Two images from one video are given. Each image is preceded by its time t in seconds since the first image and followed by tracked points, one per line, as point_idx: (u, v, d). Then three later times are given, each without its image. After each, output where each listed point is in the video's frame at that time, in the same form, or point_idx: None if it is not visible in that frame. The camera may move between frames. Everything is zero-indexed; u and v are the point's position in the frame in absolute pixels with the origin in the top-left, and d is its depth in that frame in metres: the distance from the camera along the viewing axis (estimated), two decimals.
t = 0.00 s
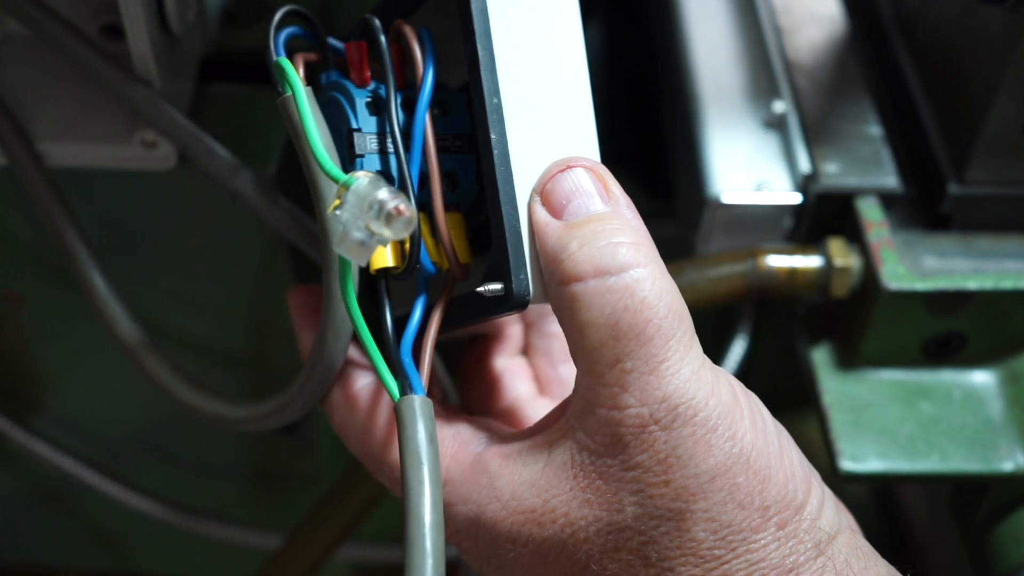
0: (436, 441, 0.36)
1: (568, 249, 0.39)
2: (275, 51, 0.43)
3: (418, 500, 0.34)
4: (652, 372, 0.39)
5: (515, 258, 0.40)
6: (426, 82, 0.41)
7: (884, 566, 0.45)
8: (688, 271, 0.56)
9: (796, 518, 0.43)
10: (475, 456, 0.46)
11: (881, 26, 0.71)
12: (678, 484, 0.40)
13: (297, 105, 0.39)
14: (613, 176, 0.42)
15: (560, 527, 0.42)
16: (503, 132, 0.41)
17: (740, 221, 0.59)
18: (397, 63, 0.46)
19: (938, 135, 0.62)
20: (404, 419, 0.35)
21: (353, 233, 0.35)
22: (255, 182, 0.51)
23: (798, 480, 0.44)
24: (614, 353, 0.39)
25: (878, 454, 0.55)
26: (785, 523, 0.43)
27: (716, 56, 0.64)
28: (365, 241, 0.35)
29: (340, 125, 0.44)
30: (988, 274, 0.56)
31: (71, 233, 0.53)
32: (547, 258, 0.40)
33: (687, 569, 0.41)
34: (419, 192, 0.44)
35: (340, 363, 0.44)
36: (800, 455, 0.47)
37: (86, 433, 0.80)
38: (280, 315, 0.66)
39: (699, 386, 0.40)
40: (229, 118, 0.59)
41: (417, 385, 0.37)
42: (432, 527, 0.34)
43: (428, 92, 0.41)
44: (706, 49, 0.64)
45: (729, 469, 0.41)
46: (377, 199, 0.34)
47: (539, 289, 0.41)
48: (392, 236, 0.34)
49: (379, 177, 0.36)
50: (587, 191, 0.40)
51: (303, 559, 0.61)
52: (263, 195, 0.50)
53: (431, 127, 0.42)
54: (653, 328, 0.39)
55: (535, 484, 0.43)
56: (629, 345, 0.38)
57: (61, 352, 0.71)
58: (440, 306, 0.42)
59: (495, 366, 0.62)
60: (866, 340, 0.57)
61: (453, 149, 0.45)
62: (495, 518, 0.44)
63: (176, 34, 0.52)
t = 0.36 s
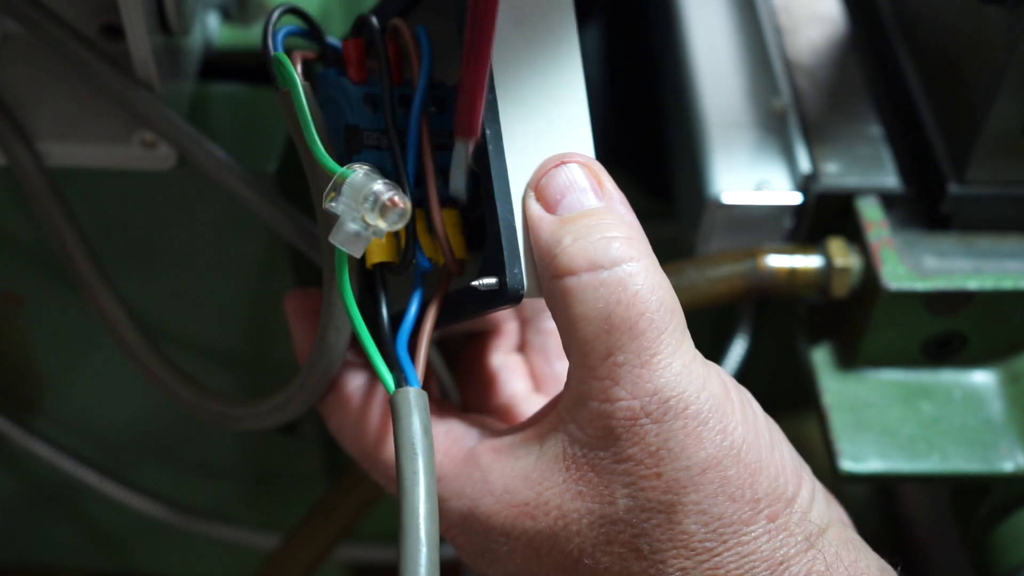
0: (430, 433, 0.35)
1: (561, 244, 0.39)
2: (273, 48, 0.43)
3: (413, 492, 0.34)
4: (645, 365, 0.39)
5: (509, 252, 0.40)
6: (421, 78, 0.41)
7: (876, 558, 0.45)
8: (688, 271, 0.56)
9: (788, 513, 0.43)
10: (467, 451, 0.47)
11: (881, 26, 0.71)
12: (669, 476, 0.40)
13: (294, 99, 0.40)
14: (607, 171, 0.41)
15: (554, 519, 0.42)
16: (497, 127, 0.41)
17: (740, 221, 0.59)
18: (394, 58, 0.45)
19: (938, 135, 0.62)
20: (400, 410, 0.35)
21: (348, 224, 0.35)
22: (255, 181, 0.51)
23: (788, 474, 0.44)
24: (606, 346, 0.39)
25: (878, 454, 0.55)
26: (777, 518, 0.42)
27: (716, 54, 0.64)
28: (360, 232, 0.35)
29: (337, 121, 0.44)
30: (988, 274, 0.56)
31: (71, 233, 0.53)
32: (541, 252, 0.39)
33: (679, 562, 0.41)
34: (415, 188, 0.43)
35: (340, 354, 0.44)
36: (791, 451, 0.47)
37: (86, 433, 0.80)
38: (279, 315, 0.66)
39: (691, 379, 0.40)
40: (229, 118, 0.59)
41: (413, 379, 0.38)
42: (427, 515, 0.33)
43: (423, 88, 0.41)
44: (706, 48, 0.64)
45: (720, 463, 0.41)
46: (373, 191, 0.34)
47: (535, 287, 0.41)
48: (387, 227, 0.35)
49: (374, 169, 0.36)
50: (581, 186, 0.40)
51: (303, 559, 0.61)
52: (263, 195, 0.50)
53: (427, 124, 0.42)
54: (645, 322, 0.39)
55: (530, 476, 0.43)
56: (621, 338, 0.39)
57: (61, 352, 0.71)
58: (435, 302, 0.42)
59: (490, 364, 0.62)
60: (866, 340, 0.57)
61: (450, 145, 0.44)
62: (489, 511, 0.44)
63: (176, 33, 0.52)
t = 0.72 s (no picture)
0: (427, 437, 0.35)
1: (559, 249, 0.39)
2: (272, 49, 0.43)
3: (409, 497, 0.34)
4: (641, 370, 0.39)
5: (507, 257, 0.40)
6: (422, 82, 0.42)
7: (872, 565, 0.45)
8: (688, 270, 0.56)
9: (786, 519, 0.43)
10: (462, 456, 0.46)
11: (881, 26, 0.71)
12: (666, 482, 0.40)
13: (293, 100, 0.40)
14: (606, 176, 0.41)
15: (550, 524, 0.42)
16: (496, 131, 0.41)
17: (741, 221, 0.59)
18: (393, 60, 0.45)
19: (939, 134, 0.62)
20: (396, 414, 0.35)
21: (345, 229, 0.35)
22: (254, 182, 0.50)
23: (786, 480, 0.44)
24: (603, 352, 0.39)
25: (879, 454, 0.55)
26: (775, 524, 0.42)
27: (716, 55, 0.64)
28: (357, 237, 0.35)
29: (337, 122, 0.44)
30: (988, 274, 0.56)
31: (71, 233, 0.53)
32: (539, 256, 0.39)
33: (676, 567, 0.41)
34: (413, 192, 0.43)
35: (339, 355, 0.44)
36: (789, 456, 0.47)
37: (86, 433, 0.80)
38: (279, 315, 0.65)
39: (688, 386, 0.40)
40: (229, 118, 0.59)
41: (410, 383, 0.37)
42: (423, 519, 0.34)
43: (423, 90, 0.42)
44: (706, 48, 0.64)
45: (717, 469, 0.41)
46: (370, 196, 0.34)
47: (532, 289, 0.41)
48: (383, 232, 0.35)
49: (371, 173, 0.36)
50: (580, 191, 0.40)
51: (303, 560, 0.61)
52: (262, 195, 0.50)
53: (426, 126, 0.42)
54: (643, 328, 0.39)
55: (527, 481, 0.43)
56: (618, 344, 0.38)
57: (61, 352, 0.71)
58: (434, 304, 0.42)
59: (491, 365, 0.62)
60: (866, 340, 0.57)
61: (448, 149, 0.44)
62: (486, 515, 0.44)
63: (176, 33, 0.52)
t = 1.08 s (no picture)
0: (423, 444, 0.35)
1: (557, 255, 0.38)
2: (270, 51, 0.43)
3: (403, 503, 0.34)
4: (638, 378, 0.39)
5: (503, 264, 0.40)
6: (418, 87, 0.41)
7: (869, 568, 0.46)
8: (688, 271, 0.56)
9: (784, 525, 0.43)
10: (459, 460, 0.46)
11: (881, 26, 0.71)
12: (663, 490, 0.40)
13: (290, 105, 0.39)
14: (603, 181, 0.41)
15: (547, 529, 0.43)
16: (493, 134, 0.40)
17: (741, 221, 0.59)
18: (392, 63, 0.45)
19: (939, 134, 0.62)
20: (392, 420, 0.35)
21: (341, 235, 0.35)
22: (254, 181, 0.50)
23: (783, 486, 0.44)
24: (600, 359, 0.39)
25: (878, 454, 0.55)
26: (772, 530, 0.42)
27: (715, 55, 0.64)
28: (353, 243, 0.35)
29: (335, 125, 0.44)
30: (988, 274, 0.56)
31: (71, 233, 0.53)
32: (536, 262, 0.39)
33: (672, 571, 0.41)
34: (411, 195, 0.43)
35: (336, 359, 0.44)
36: (786, 461, 0.47)
37: (86, 433, 0.80)
38: (279, 315, 0.66)
39: (686, 393, 0.40)
40: (229, 118, 0.59)
41: (406, 387, 0.37)
42: (417, 526, 0.34)
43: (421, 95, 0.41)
44: (706, 49, 0.64)
45: (715, 477, 0.41)
46: (365, 203, 0.34)
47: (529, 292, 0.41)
48: (378, 239, 0.35)
49: (367, 178, 0.36)
50: (577, 196, 0.40)
51: (303, 560, 0.61)
52: (262, 195, 0.50)
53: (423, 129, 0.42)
54: (641, 337, 0.38)
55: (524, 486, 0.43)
56: (615, 351, 0.38)
57: (61, 352, 0.72)
58: (430, 309, 0.42)
59: (490, 368, 0.62)
60: (866, 340, 0.57)
61: (446, 151, 0.44)
62: (483, 519, 0.45)
63: (176, 33, 0.52)
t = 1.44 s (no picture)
0: (424, 432, 0.35)
1: (563, 251, 0.39)
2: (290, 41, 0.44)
3: (404, 492, 0.34)
4: (643, 374, 0.39)
5: (511, 258, 0.40)
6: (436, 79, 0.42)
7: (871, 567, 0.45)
8: (688, 270, 0.56)
9: (787, 523, 0.43)
10: (462, 455, 0.46)
11: (881, 27, 0.71)
12: (667, 486, 0.40)
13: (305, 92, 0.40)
14: (611, 178, 0.41)
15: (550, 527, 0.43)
16: (507, 130, 0.41)
17: (741, 221, 0.59)
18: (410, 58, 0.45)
19: (939, 134, 0.62)
20: (394, 409, 0.35)
21: (350, 219, 0.35)
22: (254, 181, 0.50)
23: (786, 484, 0.44)
24: (605, 355, 0.39)
25: (878, 454, 0.55)
26: (775, 528, 0.42)
27: (715, 54, 0.64)
28: (361, 228, 0.35)
29: (350, 118, 0.44)
30: (988, 274, 0.56)
31: (71, 233, 0.53)
32: (544, 258, 0.39)
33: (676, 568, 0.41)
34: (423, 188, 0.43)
35: (342, 352, 0.44)
36: (789, 459, 0.47)
37: (86, 433, 0.80)
38: (280, 315, 0.66)
39: (690, 389, 0.40)
40: (229, 118, 0.59)
41: (410, 378, 0.37)
42: (417, 516, 0.34)
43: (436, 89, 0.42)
44: (706, 49, 0.64)
45: (718, 474, 0.41)
46: (376, 186, 0.34)
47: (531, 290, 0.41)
48: (388, 224, 0.35)
49: (377, 164, 0.36)
50: (584, 193, 0.40)
51: (303, 560, 0.61)
52: (261, 195, 0.50)
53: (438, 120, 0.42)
54: (646, 333, 0.39)
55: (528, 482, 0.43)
56: (621, 347, 0.39)
57: (61, 352, 0.72)
58: (437, 300, 0.42)
59: (493, 366, 0.62)
60: (866, 340, 0.57)
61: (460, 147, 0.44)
62: (485, 516, 0.44)
63: (176, 33, 0.52)
